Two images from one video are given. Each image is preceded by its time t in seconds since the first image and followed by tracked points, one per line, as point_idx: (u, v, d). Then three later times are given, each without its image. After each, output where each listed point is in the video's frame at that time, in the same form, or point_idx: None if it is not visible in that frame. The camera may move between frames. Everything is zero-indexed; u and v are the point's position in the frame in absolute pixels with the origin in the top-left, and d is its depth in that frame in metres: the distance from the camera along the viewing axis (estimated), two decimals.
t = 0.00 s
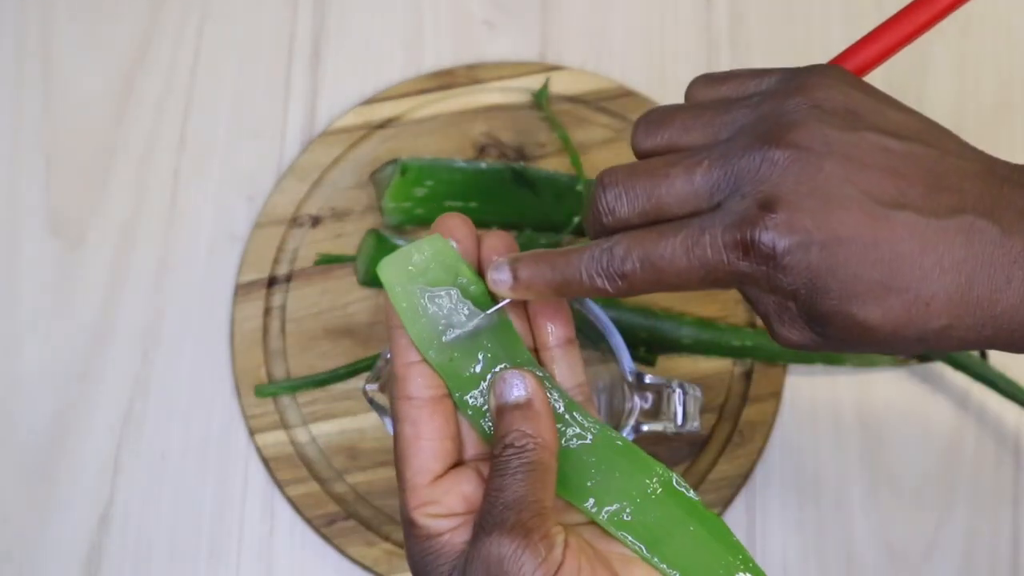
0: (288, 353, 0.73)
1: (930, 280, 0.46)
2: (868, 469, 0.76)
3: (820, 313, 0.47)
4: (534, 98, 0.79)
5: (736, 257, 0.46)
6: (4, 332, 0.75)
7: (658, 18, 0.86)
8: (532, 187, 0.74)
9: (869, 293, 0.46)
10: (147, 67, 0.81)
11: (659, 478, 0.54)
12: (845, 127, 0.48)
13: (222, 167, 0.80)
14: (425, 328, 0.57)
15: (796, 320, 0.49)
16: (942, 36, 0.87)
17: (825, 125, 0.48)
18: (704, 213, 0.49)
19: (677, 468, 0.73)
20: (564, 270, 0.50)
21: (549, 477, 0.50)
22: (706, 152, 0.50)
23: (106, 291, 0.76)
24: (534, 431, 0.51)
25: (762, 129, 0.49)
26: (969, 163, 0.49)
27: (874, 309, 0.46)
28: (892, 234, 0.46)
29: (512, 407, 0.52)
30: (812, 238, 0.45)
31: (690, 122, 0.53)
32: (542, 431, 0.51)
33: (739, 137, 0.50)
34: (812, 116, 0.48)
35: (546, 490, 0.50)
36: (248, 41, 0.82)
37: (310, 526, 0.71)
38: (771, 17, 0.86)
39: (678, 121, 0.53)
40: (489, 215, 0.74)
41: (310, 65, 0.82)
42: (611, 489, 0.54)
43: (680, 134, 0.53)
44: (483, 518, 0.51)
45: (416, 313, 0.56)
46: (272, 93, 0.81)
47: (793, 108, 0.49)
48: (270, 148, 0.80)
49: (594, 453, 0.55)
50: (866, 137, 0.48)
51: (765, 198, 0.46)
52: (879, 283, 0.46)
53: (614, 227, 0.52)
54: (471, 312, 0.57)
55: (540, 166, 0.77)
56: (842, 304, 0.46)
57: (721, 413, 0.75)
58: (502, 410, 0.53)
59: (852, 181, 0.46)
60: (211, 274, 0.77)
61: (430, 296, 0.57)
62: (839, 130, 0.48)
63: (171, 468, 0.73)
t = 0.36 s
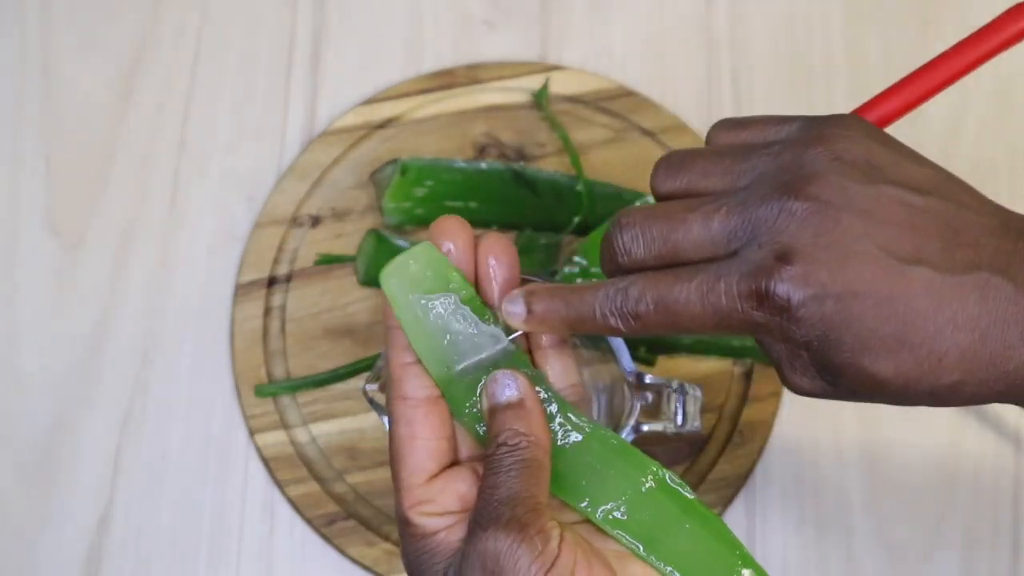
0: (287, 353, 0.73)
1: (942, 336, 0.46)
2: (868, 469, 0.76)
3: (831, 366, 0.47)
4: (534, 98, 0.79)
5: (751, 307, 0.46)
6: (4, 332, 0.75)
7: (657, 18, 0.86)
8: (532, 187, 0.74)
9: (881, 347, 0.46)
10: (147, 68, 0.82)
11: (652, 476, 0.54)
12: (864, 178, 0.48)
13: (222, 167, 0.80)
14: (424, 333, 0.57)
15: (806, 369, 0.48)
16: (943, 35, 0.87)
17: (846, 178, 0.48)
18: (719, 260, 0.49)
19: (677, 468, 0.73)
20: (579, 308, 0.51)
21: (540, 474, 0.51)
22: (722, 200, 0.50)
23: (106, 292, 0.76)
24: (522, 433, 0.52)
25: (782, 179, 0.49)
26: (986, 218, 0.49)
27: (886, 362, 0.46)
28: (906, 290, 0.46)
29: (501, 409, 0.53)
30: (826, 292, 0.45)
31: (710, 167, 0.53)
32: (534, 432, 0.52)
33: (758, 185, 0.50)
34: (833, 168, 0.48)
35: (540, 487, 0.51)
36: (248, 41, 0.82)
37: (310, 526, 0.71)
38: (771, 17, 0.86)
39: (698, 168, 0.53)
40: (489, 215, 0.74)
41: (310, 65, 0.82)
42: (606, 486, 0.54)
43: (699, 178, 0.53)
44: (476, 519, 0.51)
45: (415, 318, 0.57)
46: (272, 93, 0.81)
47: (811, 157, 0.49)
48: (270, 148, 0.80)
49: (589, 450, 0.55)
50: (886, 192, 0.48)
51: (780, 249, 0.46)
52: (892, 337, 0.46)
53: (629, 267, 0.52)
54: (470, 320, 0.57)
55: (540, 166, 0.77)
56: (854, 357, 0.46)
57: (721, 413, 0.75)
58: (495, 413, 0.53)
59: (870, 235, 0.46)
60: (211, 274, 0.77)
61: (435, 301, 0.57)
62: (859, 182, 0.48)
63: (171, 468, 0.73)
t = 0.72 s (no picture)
0: (287, 353, 0.73)
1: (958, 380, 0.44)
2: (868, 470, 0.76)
3: (840, 403, 0.45)
4: (534, 98, 0.79)
5: (761, 331, 0.44)
6: (4, 332, 0.75)
7: (658, 18, 0.86)
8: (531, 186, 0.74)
9: (895, 384, 0.44)
10: (147, 68, 0.82)
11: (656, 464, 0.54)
12: (885, 223, 0.46)
13: (222, 167, 0.80)
14: (427, 334, 0.57)
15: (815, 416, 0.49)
16: (943, 35, 0.87)
17: (867, 219, 0.46)
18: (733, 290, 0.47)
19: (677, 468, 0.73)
20: (591, 333, 0.49)
21: (553, 465, 0.51)
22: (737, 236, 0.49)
23: (106, 291, 0.76)
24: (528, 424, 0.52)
25: (802, 218, 0.47)
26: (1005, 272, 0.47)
27: (899, 403, 0.44)
28: (922, 328, 0.44)
29: (507, 407, 0.53)
30: (838, 319, 0.43)
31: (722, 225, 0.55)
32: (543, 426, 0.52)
33: (776, 224, 0.48)
34: (851, 210, 0.47)
35: (555, 476, 0.51)
36: (247, 42, 0.82)
37: (310, 526, 0.71)
38: (771, 17, 0.86)
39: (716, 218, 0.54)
40: (489, 215, 0.74)
41: (310, 65, 0.82)
42: (612, 474, 0.55)
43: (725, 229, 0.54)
44: (488, 507, 0.51)
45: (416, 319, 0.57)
46: (272, 93, 0.81)
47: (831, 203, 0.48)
48: (269, 148, 0.80)
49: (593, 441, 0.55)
50: (905, 238, 0.46)
51: (795, 278, 0.44)
52: (906, 373, 0.44)
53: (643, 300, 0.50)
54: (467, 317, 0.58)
55: (540, 166, 0.77)
56: (865, 394, 0.44)
57: (721, 413, 0.75)
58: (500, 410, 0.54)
59: (886, 272, 0.44)
60: (211, 274, 0.77)
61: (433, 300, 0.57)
62: (877, 225, 0.46)
63: (172, 467, 0.73)
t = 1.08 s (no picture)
0: (287, 353, 0.73)
1: (978, 408, 0.37)
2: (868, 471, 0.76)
3: (846, 434, 0.40)
4: (534, 98, 0.79)
5: (761, 346, 0.41)
6: (4, 332, 0.75)
7: (658, 18, 0.86)
8: (531, 187, 0.74)
9: (903, 410, 0.38)
10: (147, 68, 0.82)
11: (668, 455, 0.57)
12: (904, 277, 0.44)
13: (222, 167, 0.80)
14: (441, 317, 0.59)
15: (839, 477, 0.42)
16: (943, 35, 0.87)
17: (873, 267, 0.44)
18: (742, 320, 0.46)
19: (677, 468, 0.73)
20: (602, 353, 0.51)
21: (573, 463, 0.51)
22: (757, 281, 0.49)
23: (106, 291, 0.76)
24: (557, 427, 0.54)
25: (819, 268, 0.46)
26: None
27: (911, 429, 0.38)
28: (931, 355, 0.39)
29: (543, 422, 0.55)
30: (840, 336, 0.39)
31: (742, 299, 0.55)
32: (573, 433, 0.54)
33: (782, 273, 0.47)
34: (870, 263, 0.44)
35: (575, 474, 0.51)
36: (248, 42, 0.82)
37: (310, 526, 0.71)
38: (771, 17, 0.86)
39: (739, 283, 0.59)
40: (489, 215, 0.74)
41: (310, 65, 0.82)
42: (627, 464, 0.56)
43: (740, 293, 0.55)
44: (505, 499, 0.50)
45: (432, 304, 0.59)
46: (272, 93, 0.81)
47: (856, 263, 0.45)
48: (270, 148, 0.80)
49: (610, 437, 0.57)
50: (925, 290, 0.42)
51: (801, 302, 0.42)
52: (919, 400, 0.38)
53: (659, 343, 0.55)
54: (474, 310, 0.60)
55: (540, 166, 0.77)
56: (871, 419, 0.39)
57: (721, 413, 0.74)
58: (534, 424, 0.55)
59: (892, 305, 0.41)
60: (211, 274, 0.77)
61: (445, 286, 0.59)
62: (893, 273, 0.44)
63: (172, 467, 0.73)
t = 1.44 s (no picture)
0: (287, 353, 0.73)
1: (990, 431, 0.37)
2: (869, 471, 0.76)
3: (854, 464, 0.39)
4: (534, 98, 0.79)
5: (765, 372, 0.41)
6: (5, 331, 0.75)
7: (657, 18, 0.86)
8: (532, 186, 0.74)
9: (914, 435, 0.38)
10: (147, 69, 0.82)
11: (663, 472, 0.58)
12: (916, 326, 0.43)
13: (222, 167, 0.80)
14: (426, 328, 0.58)
15: (844, 510, 0.40)
16: (943, 35, 0.87)
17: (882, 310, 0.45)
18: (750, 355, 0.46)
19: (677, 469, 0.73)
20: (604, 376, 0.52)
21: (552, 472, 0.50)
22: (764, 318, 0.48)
23: (106, 292, 0.76)
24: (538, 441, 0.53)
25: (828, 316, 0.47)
26: None
27: (922, 453, 0.38)
28: (936, 380, 0.39)
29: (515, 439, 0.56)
30: (844, 362, 0.40)
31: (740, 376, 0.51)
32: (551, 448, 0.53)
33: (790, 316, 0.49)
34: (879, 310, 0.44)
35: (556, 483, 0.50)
36: (247, 42, 0.83)
37: (310, 526, 0.71)
38: (771, 17, 0.86)
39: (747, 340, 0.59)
40: (488, 215, 0.74)
41: (310, 65, 0.82)
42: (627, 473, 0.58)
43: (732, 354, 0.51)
44: (488, 506, 0.49)
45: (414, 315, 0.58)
46: (272, 93, 0.81)
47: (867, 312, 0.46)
48: (270, 148, 0.80)
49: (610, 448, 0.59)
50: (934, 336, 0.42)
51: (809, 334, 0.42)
52: (932, 431, 0.38)
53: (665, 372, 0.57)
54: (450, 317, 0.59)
55: (540, 166, 0.77)
56: (881, 444, 0.38)
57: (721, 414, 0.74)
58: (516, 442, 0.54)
59: (899, 338, 0.41)
60: (211, 274, 0.77)
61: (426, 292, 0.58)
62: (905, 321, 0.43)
63: (172, 467, 0.73)
